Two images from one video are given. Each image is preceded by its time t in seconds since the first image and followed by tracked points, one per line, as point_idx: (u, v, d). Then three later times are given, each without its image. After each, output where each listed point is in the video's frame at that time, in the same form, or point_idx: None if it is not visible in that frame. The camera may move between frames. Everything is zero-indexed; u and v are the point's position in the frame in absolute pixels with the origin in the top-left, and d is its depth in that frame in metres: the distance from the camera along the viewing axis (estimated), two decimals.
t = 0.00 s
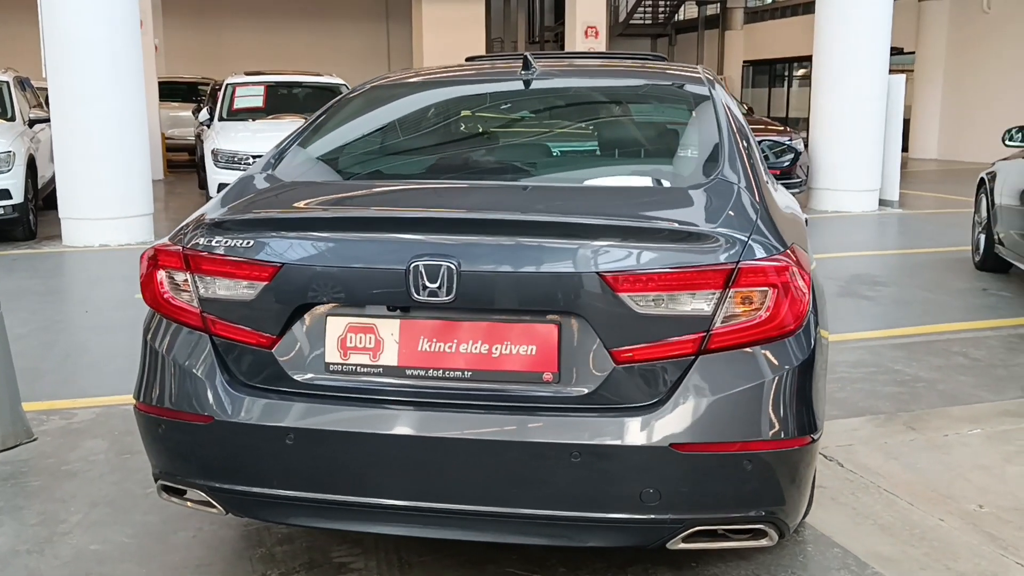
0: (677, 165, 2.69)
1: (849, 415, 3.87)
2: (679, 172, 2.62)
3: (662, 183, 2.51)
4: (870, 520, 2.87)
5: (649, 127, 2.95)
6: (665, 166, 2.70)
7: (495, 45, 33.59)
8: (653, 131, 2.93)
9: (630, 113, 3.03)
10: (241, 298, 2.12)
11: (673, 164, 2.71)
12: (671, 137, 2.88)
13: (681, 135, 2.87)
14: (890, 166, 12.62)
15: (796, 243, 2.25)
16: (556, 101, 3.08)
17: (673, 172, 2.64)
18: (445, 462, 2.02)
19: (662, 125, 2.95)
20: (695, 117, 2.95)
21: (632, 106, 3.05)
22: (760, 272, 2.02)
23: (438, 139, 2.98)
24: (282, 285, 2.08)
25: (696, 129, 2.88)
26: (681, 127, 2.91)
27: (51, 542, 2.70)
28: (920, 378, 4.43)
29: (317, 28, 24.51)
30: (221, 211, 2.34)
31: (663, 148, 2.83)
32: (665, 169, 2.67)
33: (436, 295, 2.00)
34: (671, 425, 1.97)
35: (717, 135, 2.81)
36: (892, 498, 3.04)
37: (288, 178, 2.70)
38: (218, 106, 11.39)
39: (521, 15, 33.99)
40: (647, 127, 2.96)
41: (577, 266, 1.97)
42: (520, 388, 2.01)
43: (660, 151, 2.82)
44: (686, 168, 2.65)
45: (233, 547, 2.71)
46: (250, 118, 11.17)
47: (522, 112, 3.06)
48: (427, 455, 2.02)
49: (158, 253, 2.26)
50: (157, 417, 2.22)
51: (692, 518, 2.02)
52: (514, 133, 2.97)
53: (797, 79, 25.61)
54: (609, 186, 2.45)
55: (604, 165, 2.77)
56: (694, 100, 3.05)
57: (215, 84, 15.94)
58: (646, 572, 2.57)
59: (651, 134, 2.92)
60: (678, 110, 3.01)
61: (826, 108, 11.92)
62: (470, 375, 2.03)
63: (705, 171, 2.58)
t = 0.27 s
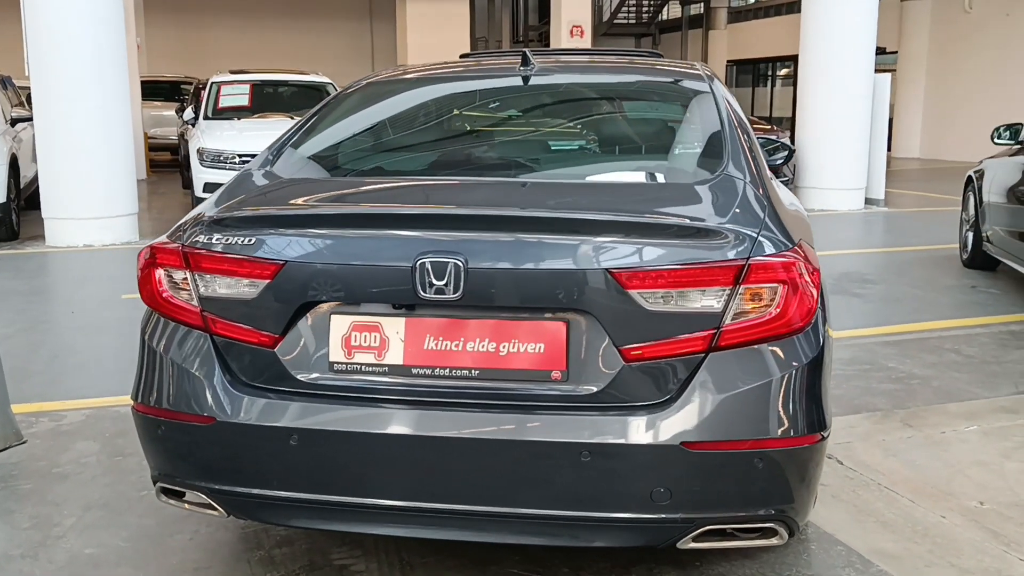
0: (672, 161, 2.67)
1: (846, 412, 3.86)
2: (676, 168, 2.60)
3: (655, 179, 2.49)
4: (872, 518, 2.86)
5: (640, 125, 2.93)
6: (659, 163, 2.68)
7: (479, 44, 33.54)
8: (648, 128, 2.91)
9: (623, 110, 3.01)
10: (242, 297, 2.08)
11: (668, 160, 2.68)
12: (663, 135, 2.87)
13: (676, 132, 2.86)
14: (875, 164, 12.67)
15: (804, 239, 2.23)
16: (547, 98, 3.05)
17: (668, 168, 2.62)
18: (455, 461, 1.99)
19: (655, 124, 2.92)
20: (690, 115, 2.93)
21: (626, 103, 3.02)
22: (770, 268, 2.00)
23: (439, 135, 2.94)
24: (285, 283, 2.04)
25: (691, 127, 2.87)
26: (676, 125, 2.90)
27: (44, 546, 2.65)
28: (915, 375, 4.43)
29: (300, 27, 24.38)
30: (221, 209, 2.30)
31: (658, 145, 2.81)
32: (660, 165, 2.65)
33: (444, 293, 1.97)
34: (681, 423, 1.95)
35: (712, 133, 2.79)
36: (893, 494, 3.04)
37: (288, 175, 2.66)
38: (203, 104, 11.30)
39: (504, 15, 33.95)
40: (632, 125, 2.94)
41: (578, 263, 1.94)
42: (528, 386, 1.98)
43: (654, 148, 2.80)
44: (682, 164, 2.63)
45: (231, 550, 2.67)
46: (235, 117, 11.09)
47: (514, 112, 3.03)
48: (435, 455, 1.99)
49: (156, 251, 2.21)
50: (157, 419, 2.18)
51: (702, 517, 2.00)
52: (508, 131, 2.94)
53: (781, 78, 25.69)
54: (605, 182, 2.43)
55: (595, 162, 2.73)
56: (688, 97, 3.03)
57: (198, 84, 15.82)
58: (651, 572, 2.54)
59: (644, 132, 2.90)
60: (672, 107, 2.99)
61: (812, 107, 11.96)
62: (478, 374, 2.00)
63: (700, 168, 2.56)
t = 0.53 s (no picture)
0: (670, 160, 2.65)
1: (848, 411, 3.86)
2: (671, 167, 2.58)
3: (649, 177, 2.47)
4: (882, 517, 2.86)
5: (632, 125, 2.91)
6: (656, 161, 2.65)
7: (464, 44, 33.47)
8: (651, 126, 2.89)
9: (619, 108, 2.98)
10: (253, 297, 2.05)
11: (665, 160, 2.66)
12: (660, 134, 2.85)
13: (674, 132, 2.84)
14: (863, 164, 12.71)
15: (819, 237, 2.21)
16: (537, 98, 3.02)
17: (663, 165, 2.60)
18: (474, 464, 1.96)
19: (651, 124, 2.90)
20: (689, 113, 2.91)
21: (622, 101, 3.00)
22: (789, 267, 1.98)
23: (446, 133, 2.91)
24: (297, 283, 2.01)
25: (688, 126, 2.85)
26: (676, 125, 2.88)
27: (45, 553, 2.60)
28: (914, 373, 4.44)
29: (284, 26, 24.24)
30: (230, 208, 2.27)
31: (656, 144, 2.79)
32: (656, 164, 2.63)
33: (461, 293, 1.94)
34: (701, 423, 1.93)
35: (710, 134, 2.78)
36: (901, 494, 3.03)
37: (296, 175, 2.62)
38: (190, 104, 11.21)
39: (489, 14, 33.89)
40: (619, 126, 2.93)
41: (587, 262, 1.92)
42: (546, 387, 1.96)
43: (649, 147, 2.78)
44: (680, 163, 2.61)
45: (236, 554, 2.63)
46: (222, 117, 11.01)
47: (503, 112, 3.01)
48: (452, 457, 1.97)
49: (163, 251, 2.18)
50: (166, 422, 2.14)
51: (723, 519, 1.98)
52: (502, 131, 2.92)
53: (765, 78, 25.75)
54: (601, 181, 2.43)
55: (585, 161, 2.70)
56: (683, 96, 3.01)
57: (183, 84, 15.71)
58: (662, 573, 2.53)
59: (637, 131, 2.88)
60: (670, 106, 2.97)
61: (800, 106, 11.98)
62: (495, 375, 1.98)
63: (696, 168, 2.55)
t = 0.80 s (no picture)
0: (667, 159, 2.62)
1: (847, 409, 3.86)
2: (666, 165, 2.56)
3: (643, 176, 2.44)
4: (888, 515, 2.86)
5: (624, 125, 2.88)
6: (653, 160, 2.62)
7: (447, 44, 33.41)
8: (658, 124, 2.87)
9: (612, 107, 2.95)
10: (265, 298, 2.03)
11: (662, 158, 2.63)
12: (656, 134, 2.82)
13: (670, 132, 2.81)
14: (848, 164, 12.78)
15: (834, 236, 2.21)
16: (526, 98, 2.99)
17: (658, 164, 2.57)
18: (494, 466, 1.95)
19: (645, 123, 2.88)
20: (685, 114, 2.90)
21: (617, 100, 2.97)
22: (809, 266, 1.98)
23: (455, 132, 2.88)
24: (312, 284, 2.00)
25: (683, 126, 2.84)
26: (672, 125, 2.85)
27: (47, 559, 2.56)
28: (910, 372, 4.46)
29: (265, 26, 24.10)
30: (241, 208, 2.24)
31: (652, 143, 2.76)
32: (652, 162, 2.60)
33: (479, 293, 1.93)
34: (721, 424, 1.92)
35: (706, 135, 2.76)
36: (905, 492, 3.04)
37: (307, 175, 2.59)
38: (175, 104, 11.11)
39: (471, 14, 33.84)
40: (607, 126, 2.90)
41: (597, 262, 1.91)
42: (564, 388, 1.95)
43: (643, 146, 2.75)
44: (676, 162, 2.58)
45: (242, 558, 2.60)
46: (207, 117, 10.93)
47: (492, 113, 2.97)
48: (471, 459, 1.95)
49: (173, 252, 2.15)
50: (176, 425, 2.11)
51: (743, 520, 1.97)
52: (507, 129, 2.89)
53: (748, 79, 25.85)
54: (597, 180, 2.40)
55: (580, 162, 2.66)
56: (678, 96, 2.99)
57: (165, 83, 15.58)
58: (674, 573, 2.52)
59: (630, 130, 2.85)
60: (666, 105, 2.95)
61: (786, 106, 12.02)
62: (513, 376, 1.96)
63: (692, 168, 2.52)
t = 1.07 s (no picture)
0: (653, 158, 2.60)
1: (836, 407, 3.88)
2: (652, 164, 2.54)
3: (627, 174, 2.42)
4: (882, 512, 2.87)
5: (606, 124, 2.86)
6: (639, 158, 2.60)
7: (424, 44, 33.31)
8: (651, 122, 2.86)
9: (597, 105, 2.93)
10: (264, 298, 2.00)
11: (649, 156, 2.62)
12: (641, 133, 2.80)
13: (657, 131, 2.80)
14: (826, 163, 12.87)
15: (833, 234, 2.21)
16: (508, 97, 2.96)
17: (644, 162, 2.55)
18: (499, 465, 1.94)
19: (630, 122, 2.86)
20: (672, 112, 2.89)
21: (604, 98, 2.95)
22: (812, 264, 1.99)
23: (450, 130, 2.86)
24: (312, 283, 1.97)
25: (668, 125, 2.82)
26: (658, 123, 2.84)
27: (36, 565, 2.52)
28: (896, 369, 4.49)
29: (240, 26, 23.91)
30: (238, 207, 2.21)
31: (639, 141, 2.75)
32: (637, 160, 2.58)
33: (482, 291, 1.92)
34: (725, 421, 1.92)
35: (693, 135, 2.75)
36: (897, 488, 3.06)
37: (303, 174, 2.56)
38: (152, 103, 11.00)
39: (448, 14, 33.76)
40: (588, 126, 2.88)
41: (592, 260, 1.91)
42: (566, 387, 1.95)
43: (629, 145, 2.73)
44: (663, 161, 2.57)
45: (236, 561, 2.57)
46: (184, 116, 10.83)
47: (473, 113, 2.94)
48: (474, 459, 1.94)
49: (168, 252, 2.12)
50: (173, 427, 2.08)
51: (747, 517, 1.97)
52: (501, 126, 2.88)
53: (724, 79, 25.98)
54: (583, 178, 2.38)
55: (577, 158, 2.65)
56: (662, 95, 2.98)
57: (139, 83, 15.41)
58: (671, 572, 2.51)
59: (614, 129, 2.83)
60: (652, 104, 2.94)
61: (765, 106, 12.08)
62: (515, 375, 1.95)
63: (678, 167, 2.51)
